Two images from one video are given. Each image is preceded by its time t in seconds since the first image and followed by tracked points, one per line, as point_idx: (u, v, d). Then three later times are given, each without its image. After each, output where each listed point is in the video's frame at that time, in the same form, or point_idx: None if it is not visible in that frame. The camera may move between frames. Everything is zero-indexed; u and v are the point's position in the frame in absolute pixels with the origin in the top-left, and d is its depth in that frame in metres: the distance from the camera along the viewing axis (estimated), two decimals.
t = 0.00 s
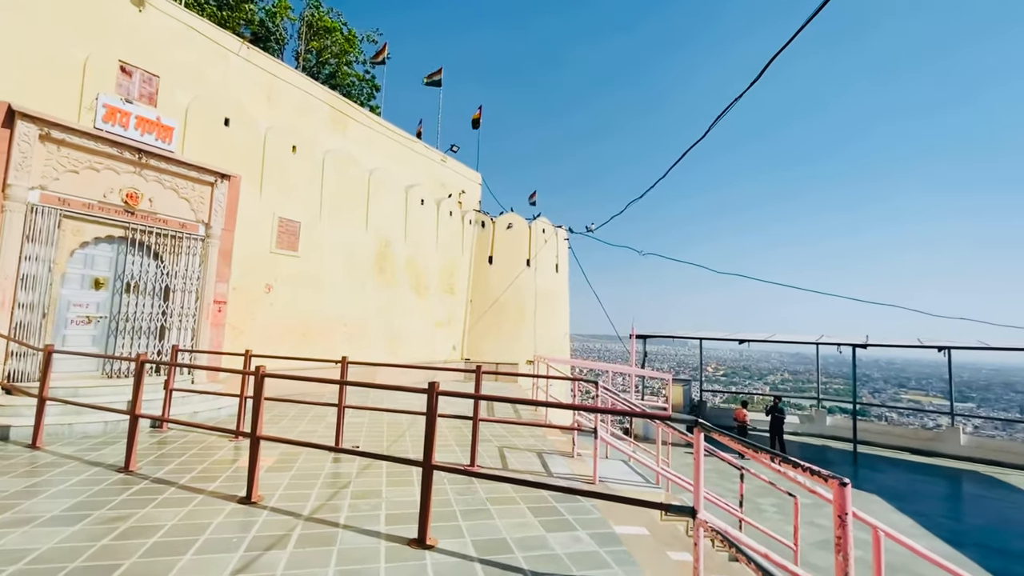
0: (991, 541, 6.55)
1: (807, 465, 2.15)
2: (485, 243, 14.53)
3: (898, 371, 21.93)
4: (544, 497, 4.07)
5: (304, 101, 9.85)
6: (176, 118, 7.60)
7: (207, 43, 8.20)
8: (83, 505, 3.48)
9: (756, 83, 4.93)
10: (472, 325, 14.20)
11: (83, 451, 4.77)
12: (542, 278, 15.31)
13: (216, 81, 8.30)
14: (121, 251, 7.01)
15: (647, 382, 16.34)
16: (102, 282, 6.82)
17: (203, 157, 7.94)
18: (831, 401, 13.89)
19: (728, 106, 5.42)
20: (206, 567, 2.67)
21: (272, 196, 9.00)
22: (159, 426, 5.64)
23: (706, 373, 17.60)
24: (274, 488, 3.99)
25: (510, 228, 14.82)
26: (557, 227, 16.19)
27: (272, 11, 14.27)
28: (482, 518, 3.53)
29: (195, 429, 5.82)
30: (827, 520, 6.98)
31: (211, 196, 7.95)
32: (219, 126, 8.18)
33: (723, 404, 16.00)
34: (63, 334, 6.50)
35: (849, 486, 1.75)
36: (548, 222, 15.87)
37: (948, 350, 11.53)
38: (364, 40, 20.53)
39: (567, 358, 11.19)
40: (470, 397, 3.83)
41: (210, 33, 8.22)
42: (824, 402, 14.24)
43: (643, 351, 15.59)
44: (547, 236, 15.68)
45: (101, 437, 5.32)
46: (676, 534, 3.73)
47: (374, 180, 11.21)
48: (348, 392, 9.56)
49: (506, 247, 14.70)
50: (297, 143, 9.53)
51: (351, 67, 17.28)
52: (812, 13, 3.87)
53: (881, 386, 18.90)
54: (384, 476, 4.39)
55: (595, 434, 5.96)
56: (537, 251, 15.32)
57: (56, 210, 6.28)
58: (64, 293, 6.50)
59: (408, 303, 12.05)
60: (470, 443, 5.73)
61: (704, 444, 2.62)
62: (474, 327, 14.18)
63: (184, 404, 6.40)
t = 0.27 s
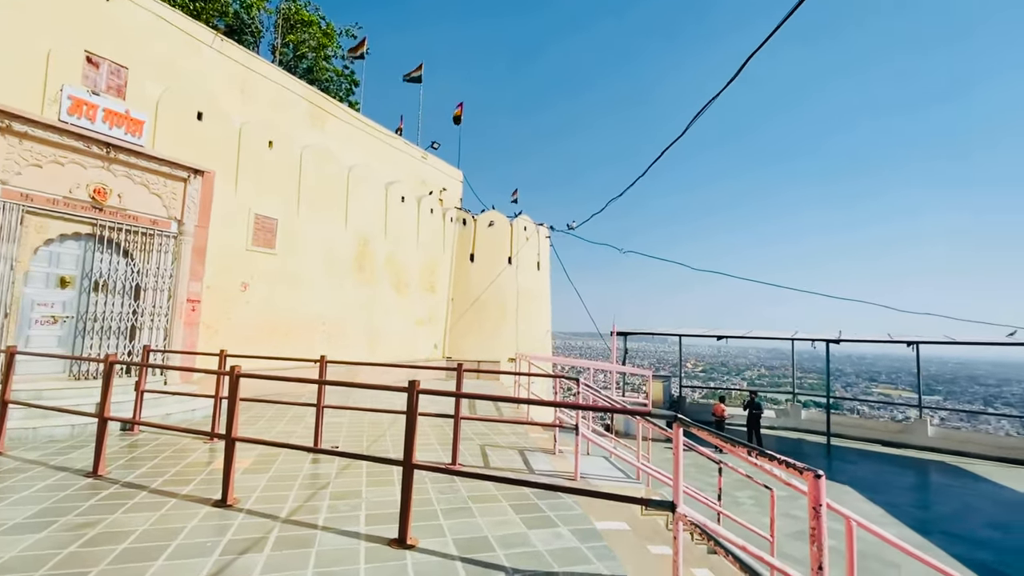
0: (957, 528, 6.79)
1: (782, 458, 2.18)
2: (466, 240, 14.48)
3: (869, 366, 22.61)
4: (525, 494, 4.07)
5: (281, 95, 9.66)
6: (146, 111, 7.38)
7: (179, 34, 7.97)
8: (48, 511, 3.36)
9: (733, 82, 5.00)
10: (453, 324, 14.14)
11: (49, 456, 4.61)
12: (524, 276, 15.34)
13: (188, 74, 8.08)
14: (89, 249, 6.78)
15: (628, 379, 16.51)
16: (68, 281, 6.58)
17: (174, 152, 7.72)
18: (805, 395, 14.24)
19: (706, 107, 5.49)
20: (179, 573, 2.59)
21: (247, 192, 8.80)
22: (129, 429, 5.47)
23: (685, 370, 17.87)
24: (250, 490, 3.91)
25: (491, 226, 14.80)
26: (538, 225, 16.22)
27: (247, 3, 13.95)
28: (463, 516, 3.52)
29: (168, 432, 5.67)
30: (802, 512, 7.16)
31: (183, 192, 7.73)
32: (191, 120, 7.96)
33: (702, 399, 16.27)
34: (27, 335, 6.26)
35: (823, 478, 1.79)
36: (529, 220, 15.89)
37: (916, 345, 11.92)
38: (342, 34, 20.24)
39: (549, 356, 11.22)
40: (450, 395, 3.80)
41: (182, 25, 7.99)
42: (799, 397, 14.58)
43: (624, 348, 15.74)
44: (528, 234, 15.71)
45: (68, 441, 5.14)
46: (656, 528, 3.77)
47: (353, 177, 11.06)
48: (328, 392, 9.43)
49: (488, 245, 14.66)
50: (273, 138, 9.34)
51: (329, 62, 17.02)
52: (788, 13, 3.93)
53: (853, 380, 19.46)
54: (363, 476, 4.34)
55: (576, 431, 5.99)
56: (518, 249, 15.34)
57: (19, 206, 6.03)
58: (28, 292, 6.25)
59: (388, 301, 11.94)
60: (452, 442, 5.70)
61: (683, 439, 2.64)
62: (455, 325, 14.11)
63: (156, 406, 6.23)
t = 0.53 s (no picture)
0: (912, 513, 7.13)
1: (747, 449, 2.25)
2: (440, 237, 14.38)
3: (831, 359, 23.49)
4: (499, 490, 4.08)
5: (247, 87, 9.38)
6: (102, 101, 7.06)
7: (138, 21, 7.65)
8: None
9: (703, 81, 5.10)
10: (427, 321, 14.03)
11: None
12: (498, 273, 15.34)
13: (148, 63, 7.76)
14: (41, 245, 6.45)
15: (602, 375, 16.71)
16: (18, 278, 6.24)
17: (133, 144, 7.41)
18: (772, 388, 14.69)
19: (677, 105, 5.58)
20: None
21: (212, 187, 8.52)
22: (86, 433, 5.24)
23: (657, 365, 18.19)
24: (216, 494, 3.80)
25: (466, 223, 14.74)
26: (512, 222, 16.25)
27: None
28: (437, 514, 3.50)
29: (128, 435, 5.46)
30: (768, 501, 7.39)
31: (143, 185, 7.41)
32: (151, 111, 7.65)
33: (673, 394, 16.60)
34: None
35: (785, 467, 1.85)
36: (503, 217, 15.89)
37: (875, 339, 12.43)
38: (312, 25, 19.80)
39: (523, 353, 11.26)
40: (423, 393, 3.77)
41: (141, 11, 7.67)
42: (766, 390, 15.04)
43: (597, 344, 15.93)
44: (502, 231, 15.72)
45: (19, 446, 4.90)
46: (628, 521, 3.84)
47: (323, 171, 10.84)
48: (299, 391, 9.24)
49: (462, 242, 14.60)
50: (239, 131, 9.06)
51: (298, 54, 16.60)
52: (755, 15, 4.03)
53: (816, 373, 20.18)
54: (335, 476, 4.27)
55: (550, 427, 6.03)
56: (492, 246, 15.33)
57: None
58: None
59: (360, 299, 11.76)
60: (425, 440, 5.66)
61: (654, 433, 2.69)
62: (429, 323, 14.00)
63: (115, 409, 5.99)
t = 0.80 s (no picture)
0: (864, 499, 7.50)
1: (709, 441, 2.31)
2: (409, 233, 14.21)
3: (790, 353, 24.43)
4: (469, 488, 4.07)
5: (205, 76, 9.03)
6: (47, 86, 6.66)
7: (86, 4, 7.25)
8: None
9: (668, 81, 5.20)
10: (396, 318, 13.86)
11: None
12: (468, 270, 15.29)
13: (98, 48, 7.37)
14: None
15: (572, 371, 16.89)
16: None
17: (81, 134, 7.03)
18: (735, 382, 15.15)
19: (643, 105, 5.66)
20: None
21: (168, 179, 8.17)
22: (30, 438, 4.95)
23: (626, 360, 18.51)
24: (173, 498, 3.66)
25: (435, 219, 14.62)
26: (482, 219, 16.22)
27: None
28: (405, 513, 3.47)
29: (77, 440, 5.19)
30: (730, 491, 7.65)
31: (93, 177, 7.07)
32: (101, 98, 7.27)
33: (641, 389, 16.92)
34: None
35: (744, 458, 1.91)
36: (473, 214, 15.83)
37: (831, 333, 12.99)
38: (275, 14, 19.21)
39: (493, 350, 11.26)
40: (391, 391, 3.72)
41: None
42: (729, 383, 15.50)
43: (567, 341, 16.08)
44: (472, 228, 15.67)
45: None
46: (595, 514, 3.90)
47: (287, 165, 10.54)
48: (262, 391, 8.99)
49: (431, 239, 14.47)
50: (197, 122, 8.71)
51: (261, 43, 16.05)
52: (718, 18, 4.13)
53: (776, 367, 20.95)
54: (299, 477, 4.17)
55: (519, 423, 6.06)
56: (462, 243, 15.26)
57: None
58: None
59: (327, 296, 11.52)
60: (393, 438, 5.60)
61: (620, 427, 2.73)
62: (398, 320, 13.83)
63: (63, 412, 5.69)
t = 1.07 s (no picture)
0: (821, 489, 7.82)
1: (674, 436, 2.37)
2: (379, 230, 14.00)
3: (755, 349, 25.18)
4: (439, 487, 4.05)
5: (163, 64, 8.66)
6: None
7: None
8: None
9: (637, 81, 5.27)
10: (366, 316, 13.65)
11: None
12: (440, 267, 15.17)
13: (44, 32, 6.97)
14: None
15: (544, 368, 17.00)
16: None
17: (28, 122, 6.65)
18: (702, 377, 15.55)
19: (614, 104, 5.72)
20: None
21: (124, 171, 7.81)
22: None
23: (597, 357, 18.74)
24: (130, 504, 3.52)
25: (406, 216, 14.44)
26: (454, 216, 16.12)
27: None
28: (374, 513, 3.43)
29: (25, 445, 4.94)
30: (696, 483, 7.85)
31: (39, 169, 6.73)
32: (49, 85, 6.89)
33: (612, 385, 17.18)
34: None
35: (706, 452, 1.96)
36: (445, 211, 15.71)
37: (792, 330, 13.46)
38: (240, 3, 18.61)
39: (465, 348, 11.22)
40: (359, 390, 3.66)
41: None
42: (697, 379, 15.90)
43: (539, 338, 16.18)
44: (444, 225, 15.55)
45: None
46: (565, 509, 3.94)
47: (252, 158, 10.22)
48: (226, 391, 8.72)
49: (402, 235, 14.29)
50: (155, 112, 8.36)
51: (224, 32, 15.53)
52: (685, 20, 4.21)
53: (742, 362, 21.58)
54: (264, 480, 4.07)
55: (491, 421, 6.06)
56: (434, 240, 15.12)
57: None
58: None
59: (294, 293, 11.24)
60: (363, 438, 5.53)
61: (588, 423, 2.76)
62: (368, 318, 13.62)
63: (9, 416, 5.39)
